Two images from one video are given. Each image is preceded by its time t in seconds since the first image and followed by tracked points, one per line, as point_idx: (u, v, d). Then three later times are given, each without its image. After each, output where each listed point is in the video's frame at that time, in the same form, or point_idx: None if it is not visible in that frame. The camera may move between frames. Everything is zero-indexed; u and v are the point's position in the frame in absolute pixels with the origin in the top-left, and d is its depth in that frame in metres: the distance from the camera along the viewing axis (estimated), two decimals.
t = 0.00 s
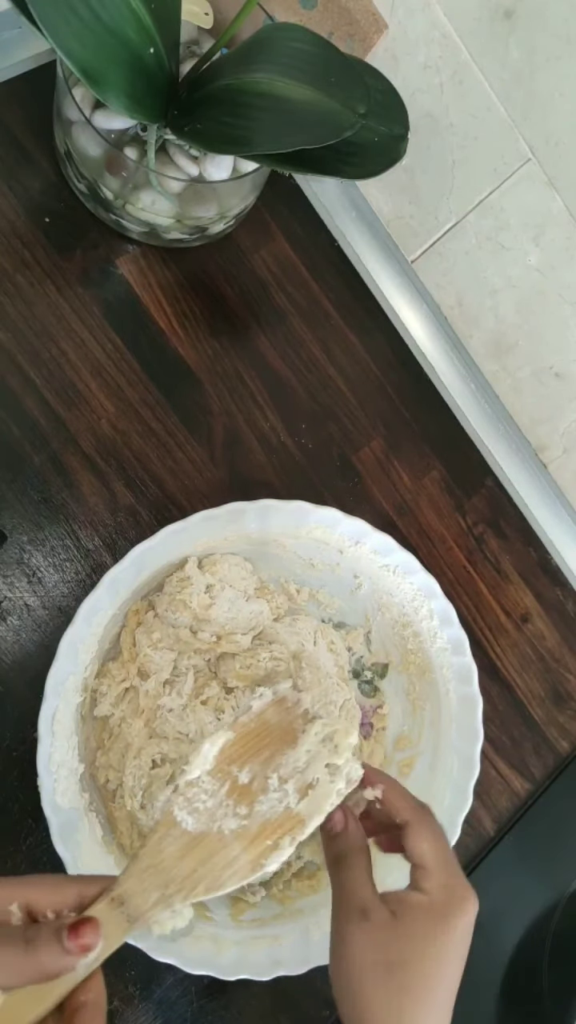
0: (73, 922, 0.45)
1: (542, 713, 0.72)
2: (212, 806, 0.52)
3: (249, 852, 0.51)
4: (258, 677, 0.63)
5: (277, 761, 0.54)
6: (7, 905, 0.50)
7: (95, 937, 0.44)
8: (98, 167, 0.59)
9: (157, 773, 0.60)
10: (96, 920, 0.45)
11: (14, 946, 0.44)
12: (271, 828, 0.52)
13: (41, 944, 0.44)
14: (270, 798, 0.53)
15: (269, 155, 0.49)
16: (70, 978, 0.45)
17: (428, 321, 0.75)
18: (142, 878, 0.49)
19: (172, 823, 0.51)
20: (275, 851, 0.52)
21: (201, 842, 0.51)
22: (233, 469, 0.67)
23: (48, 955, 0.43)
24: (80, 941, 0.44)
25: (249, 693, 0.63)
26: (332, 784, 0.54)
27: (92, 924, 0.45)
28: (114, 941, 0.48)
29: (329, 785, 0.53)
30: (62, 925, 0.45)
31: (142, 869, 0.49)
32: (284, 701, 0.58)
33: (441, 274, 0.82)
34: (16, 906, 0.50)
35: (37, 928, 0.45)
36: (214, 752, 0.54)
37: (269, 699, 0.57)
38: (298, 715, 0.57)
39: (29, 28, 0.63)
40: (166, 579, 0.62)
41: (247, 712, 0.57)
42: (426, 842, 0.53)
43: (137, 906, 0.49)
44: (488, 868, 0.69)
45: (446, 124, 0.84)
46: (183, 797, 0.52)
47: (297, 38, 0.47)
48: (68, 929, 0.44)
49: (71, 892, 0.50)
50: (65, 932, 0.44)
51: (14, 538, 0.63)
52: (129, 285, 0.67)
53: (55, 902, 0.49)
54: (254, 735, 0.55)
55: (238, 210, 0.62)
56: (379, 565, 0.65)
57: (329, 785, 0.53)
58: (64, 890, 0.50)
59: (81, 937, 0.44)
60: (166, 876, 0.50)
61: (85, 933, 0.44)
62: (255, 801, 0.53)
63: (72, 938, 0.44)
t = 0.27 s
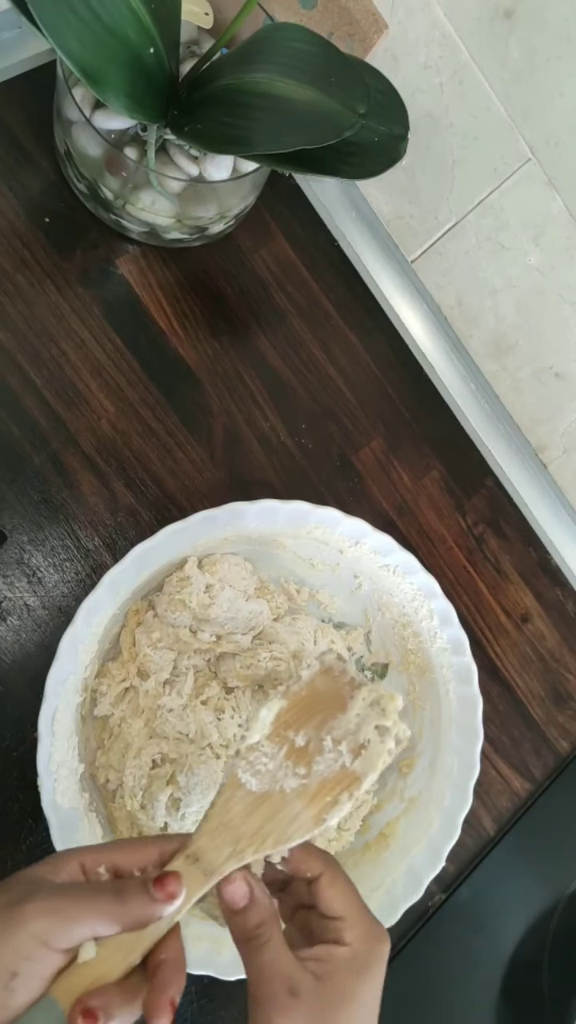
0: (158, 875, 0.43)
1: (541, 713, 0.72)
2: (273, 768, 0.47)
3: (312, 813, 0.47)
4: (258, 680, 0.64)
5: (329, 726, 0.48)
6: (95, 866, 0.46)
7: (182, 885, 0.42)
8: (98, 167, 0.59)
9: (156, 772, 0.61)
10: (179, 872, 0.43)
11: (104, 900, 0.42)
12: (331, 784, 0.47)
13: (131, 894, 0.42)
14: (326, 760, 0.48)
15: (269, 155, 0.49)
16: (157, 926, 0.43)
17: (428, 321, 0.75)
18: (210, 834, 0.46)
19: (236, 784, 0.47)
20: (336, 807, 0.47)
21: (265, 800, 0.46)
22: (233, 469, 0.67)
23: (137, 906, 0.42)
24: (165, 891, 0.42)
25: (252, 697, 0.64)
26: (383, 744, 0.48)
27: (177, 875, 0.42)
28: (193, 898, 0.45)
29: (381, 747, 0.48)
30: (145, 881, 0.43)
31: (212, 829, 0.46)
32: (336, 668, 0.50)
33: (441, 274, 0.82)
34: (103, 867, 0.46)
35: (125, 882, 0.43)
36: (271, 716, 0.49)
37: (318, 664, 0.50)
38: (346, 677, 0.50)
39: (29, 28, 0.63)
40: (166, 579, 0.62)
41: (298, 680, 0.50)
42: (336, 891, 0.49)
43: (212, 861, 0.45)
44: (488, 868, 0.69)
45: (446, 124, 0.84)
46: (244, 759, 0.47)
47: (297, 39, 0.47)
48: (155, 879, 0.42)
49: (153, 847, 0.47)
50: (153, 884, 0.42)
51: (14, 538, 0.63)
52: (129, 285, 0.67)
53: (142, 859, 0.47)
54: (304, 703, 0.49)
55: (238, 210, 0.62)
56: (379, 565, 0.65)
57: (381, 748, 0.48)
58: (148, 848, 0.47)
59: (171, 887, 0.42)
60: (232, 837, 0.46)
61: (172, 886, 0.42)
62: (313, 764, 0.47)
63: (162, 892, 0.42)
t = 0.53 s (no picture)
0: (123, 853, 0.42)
1: (541, 713, 0.72)
2: (236, 729, 0.49)
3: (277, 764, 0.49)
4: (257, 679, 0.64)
5: (289, 675, 0.50)
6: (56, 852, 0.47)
7: (146, 860, 0.41)
8: (98, 167, 0.59)
9: (157, 772, 0.61)
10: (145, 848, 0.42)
11: (68, 884, 0.41)
12: (294, 738, 0.50)
13: (93, 875, 0.41)
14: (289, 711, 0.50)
15: (269, 155, 0.49)
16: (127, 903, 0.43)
17: (428, 321, 0.75)
18: (176, 802, 0.47)
19: (198, 750, 0.48)
20: (301, 759, 0.50)
21: (229, 763, 0.48)
22: (233, 468, 0.67)
23: (102, 887, 0.41)
24: (131, 867, 0.41)
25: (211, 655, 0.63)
26: (343, 689, 0.51)
27: (142, 851, 0.42)
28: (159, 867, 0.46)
29: (340, 692, 0.51)
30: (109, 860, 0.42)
31: (176, 797, 0.47)
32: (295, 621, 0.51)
33: (441, 274, 0.82)
34: (64, 853, 0.47)
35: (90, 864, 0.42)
36: (230, 676, 0.50)
37: (272, 617, 0.51)
38: (302, 626, 0.51)
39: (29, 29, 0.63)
40: (165, 578, 0.62)
41: (253, 633, 0.51)
42: (423, 857, 0.51)
43: (179, 831, 0.46)
44: (488, 868, 0.69)
45: (446, 124, 0.84)
46: (205, 725, 0.49)
47: (297, 39, 0.47)
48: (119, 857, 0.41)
49: (115, 823, 0.47)
50: (117, 862, 0.41)
51: (14, 538, 0.63)
52: (129, 285, 0.67)
53: (106, 837, 0.47)
54: (262, 654, 0.50)
55: (238, 210, 0.62)
56: (379, 564, 0.65)
57: (341, 691, 0.51)
58: (108, 823, 0.47)
59: (138, 865, 0.41)
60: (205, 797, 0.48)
61: (138, 863, 0.41)
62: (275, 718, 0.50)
63: (128, 870, 0.41)
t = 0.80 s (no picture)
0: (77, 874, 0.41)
1: (542, 713, 0.72)
2: (197, 739, 0.53)
3: (240, 777, 0.53)
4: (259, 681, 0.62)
5: (252, 683, 0.56)
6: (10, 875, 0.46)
7: (101, 882, 0.41)
8: (98, 167, 0.59)
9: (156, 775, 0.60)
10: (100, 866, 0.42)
11: (22, 908, 0.41)
12: (257, 747, 0.55)
13: (47, 898, 0.41)
14: (250, 719, 0.55)
15: (269, 155, 0.49)
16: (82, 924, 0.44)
17: (428, 321, 0.75)
18: (135, 818, 0.49)
19: (159, 762, 0.52)
20: (262, 768, 0.54)
21: (191, 775, 0.52)
22: (233, 468, 0.67)
23: (58, 910, 0.41)
24: (86, 890, 0.40)
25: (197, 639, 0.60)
26: (307, 695, 0.57)
27: (97, 871, 0.41)
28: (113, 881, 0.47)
29: (305, 698, 0.57)
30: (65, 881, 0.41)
31: (136, 811, 0.49)
32: (258, 628, 0.58)
33: (441, 274, 0.82)
34: (18, 875, 0.46)
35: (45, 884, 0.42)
36: (191, 686, 0.55)
37: (237, 622, 0.57)
38: (266, 632, 0.58)
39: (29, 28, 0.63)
40: (164, 578, 0.62)
41: (216, 641, 0.57)
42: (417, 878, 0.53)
43: (139, 845, 0.48)
44: (488, 868, 0.69)
45: (446, 124, 0.84)
46: (165, 737, 0.53)
47: (297, 38, 0.47)
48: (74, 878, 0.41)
49: (72, 838, 0.47)
50: (72, 884, 0.41)
51: (14, 538, 0.63)
52: (129, 285, 0.67)
53: (63, 854, 0.47)
54: (225, 661, 0.56)
55: (238, 210, 0.62)
56: (379, 565, 0.65)
57: (304, 698, 0.57)
58: (66, 840, 0.47)
59: (91, 886, 0.41)
60: (169, 812, 0.50)
61: (91, 884, 0.41)
62: (236, 725, 0.55)
63: (81, 889, 0.40)
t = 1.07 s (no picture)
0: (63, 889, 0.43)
1: (542, 713, 0.72)
2: (186, 753, 0.53)
3: (228, 788, 0.54)
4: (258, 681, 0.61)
5: (242, 697, 0.56)
6: None
7: (88, 894, 0.42)
8: (98, 167, 0.59)
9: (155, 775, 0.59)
10: (86, 881, 0.43)
11: (5, 921, 0.42)
12: (246, 760, 0.55)
13: (30, 913, 0.42)
14: (241, 733, 0.56)
15: (269, 155, 0.49)
16: (64, 941, 0.46)
17: (428, 321, 0.75)
18: (121, 832, 0.49)
19: (148, 775, 0.52)
20: (252, 782, 0.55)
21: (180, 787, 0.53)
22: (233, 468, 0.67)
23: (42, 923, 0.42)
24: (71, 905, 0.42)
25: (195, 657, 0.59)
26: (297, 708, 0.58)
27: (83, 885, 0.43)
28: (100, 892, 0.48)
29: (294, 712, 0.57)
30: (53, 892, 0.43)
31: (125, 825, 0.50)
32: (250, 641, 0.57)
33: (442, 274, 0.82)
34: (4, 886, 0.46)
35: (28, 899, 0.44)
36: (181, 699, 0.55)
37: (228, 635, 0.57)
38: (257, 645, 0.57)
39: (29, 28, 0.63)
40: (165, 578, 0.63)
41: (207, 652, 0.56)
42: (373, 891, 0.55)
43: (126, 859, 0.49)
44: (489, 868, 0.69)
45: (446, 124, 0.84)
46: (154, 750, 0.53)
47: (297, 39, 0.47)
48: (59, 893, 0.42)
49: (58, 854, 0.48)
50: (56, 899, 0.42)
51: (14, 538, 0.63)
52: (129, 285, 0.67)
53: (48, 869, 0.47)
54: (215, 673, 0.56)
55: (238, 210, 0.62)
56: (379, 565, 0.65)
57: (295, 712, 0.58)
58: (52, 855, 0.47)
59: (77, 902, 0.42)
60: (156, 824, 0.51)
61: (77, 899, 0.42)
62: (226, 737, 0.55)
63: (68, 904, 0.42)
